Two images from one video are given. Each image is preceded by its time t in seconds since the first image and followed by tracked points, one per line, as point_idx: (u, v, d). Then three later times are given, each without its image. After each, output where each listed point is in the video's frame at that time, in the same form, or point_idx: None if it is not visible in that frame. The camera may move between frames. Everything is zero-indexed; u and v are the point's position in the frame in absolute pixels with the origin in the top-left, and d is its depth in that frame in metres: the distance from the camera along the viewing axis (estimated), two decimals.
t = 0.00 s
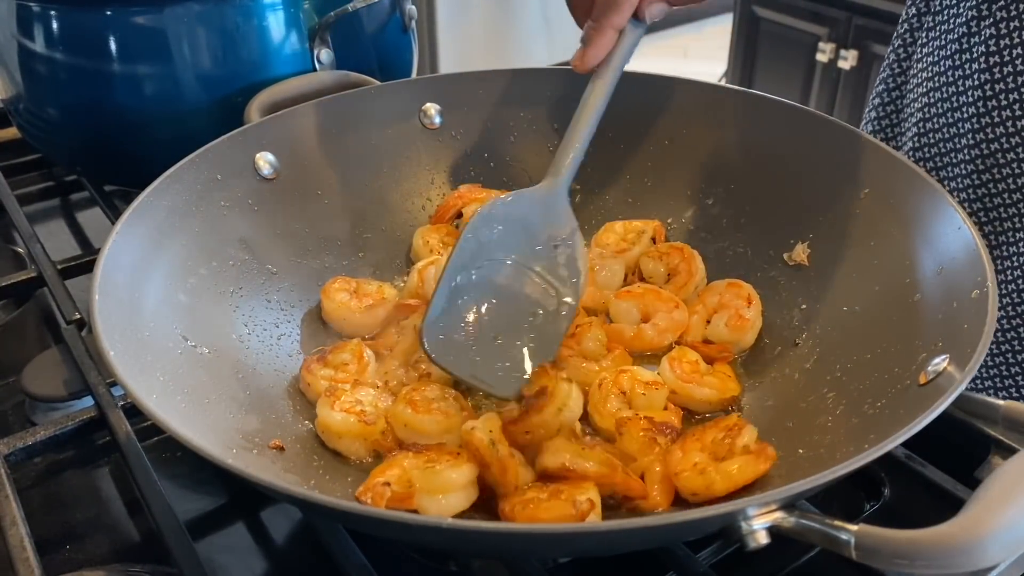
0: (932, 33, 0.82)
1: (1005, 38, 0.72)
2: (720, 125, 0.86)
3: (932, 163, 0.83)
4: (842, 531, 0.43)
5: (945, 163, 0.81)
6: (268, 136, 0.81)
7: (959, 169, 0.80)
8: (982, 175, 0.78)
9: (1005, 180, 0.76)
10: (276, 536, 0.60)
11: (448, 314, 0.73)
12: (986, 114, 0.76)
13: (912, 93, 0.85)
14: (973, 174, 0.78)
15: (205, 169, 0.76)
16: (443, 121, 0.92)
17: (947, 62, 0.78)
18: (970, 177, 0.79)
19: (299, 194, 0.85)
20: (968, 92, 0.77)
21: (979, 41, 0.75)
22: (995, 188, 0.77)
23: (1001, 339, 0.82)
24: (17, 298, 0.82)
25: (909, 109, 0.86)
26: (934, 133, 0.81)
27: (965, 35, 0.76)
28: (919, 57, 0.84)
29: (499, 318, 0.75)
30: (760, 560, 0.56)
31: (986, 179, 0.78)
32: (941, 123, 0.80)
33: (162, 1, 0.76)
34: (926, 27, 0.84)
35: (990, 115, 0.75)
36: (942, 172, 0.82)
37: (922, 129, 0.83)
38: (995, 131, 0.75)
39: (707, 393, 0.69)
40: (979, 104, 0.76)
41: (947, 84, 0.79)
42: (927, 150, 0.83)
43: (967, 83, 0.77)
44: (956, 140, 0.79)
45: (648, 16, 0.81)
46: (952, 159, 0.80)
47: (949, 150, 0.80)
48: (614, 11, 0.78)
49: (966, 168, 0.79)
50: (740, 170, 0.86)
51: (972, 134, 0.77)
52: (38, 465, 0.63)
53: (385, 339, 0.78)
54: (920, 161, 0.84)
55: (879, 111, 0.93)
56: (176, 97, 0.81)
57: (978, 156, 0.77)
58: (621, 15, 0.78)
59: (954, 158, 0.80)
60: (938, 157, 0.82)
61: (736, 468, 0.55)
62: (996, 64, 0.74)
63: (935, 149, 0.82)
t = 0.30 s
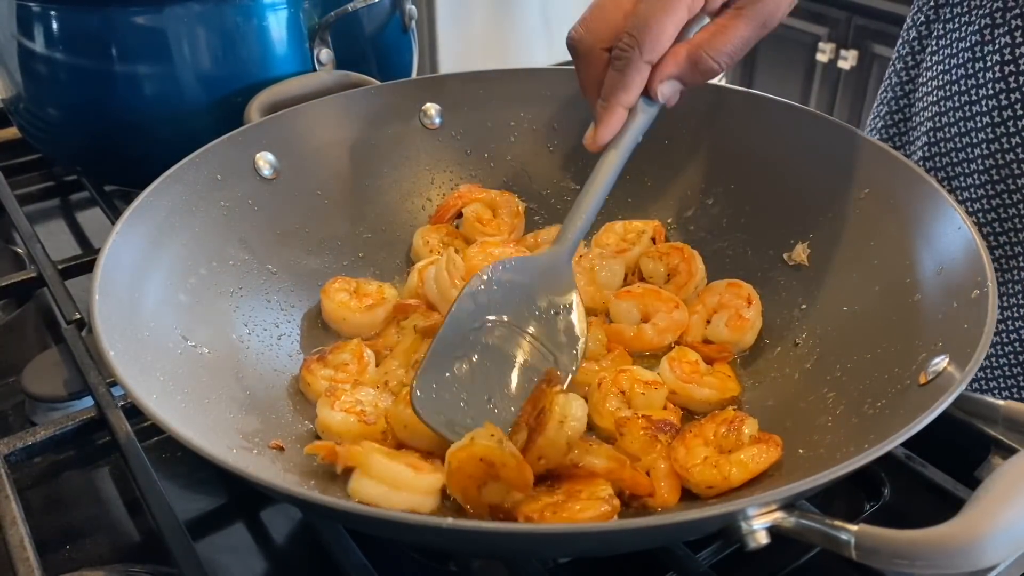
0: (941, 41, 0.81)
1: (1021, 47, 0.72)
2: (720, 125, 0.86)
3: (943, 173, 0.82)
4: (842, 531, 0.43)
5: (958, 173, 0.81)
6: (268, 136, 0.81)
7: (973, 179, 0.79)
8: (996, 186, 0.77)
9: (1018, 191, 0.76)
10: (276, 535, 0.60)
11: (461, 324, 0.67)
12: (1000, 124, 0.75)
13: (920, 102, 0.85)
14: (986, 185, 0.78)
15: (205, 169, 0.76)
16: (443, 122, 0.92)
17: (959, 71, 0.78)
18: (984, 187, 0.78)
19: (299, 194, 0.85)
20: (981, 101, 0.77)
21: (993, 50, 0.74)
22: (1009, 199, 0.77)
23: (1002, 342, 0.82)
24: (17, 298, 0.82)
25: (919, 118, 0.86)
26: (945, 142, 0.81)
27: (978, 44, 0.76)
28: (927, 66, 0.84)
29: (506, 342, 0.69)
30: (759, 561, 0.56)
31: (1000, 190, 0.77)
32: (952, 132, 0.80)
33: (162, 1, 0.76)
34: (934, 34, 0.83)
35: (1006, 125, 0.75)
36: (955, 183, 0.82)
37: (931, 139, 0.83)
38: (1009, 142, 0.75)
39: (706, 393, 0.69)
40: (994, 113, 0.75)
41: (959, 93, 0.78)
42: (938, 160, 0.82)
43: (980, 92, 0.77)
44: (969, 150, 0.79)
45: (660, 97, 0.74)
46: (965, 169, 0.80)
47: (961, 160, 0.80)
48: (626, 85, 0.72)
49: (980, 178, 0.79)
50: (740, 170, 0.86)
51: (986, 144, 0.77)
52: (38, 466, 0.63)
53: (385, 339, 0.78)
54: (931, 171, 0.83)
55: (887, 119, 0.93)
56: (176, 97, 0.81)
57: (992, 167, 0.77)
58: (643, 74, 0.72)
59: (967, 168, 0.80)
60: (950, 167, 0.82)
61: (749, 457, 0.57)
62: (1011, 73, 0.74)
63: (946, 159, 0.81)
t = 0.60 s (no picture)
0: (939, 40, 0.81)
1: (1012, 45, 0.73)
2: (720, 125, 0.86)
3: (937, 171, 0.83)
4: (842, 531, 0.43)
5: (950, 171, 0.81)
6: (267, 136, 0.81)
7: (964, 177, 0.80)
8: (988, 183, 0.78)
9: (1008, 190, 0.76)
10: (276, 535, 0.60)
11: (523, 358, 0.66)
12: (992, 122, 0.76)
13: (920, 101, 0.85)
14: (978, 182, 0.79)
15: (205, 169, 0.76)
16: (443, 122, 0.92)
17: (954, 70, 0.78)
18: (976, 185, 0.79)
19: (299, 195, 0.85)
20: (973, 100, 0.77)
21: (986, 49, 0.75)
22: (999, 197, 0.77)
23: (1002, 341, 0.82)
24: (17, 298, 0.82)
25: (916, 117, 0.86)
26: (939, 141, 0.81)
27: (972, 43, 0.76)
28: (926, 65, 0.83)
29: (579, 350, 0.66)
30: (759, 561, 0.56)
31: (991, 188, 0.78)
32: (946, 131, 0.80)
33: (162, 2, 0.76)
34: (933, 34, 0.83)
35: (996, 123, 0.75)
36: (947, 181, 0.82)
37: (927, 137, 0.83)
38: (1000, 140, 0.75)
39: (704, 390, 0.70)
40: (984, 112, 0.76)
41: (952, 92, 0.79)
42: (933, 158, 0.83)
43: (972, 90, 0.77)
44: (961, 148, 0.79)
45: (732, 140, 0.70)
46: (956, 167, 0.80)
47: (955, 158, 0.80)
48: (697, 131, 0.69)
49: (971, 176, 0.79)
50: (740, 171, 0.85)
51: (977, 143, 0.77)
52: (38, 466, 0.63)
53: (385, 339, 0.79)
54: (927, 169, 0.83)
55: (886, 118, 0.93)
56: (177, 97, 0.81)
57: (983, 165, 0.78)
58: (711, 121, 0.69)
59: (959, 166, 0.80)
60: (944, 165, 0.82)
61: (772, 414, 0.63)
62: (1002, 72, 0.74)
63: (940, 157, 0.82)
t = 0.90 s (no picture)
0: (935, 40, 0.82)
1: (1009, 45, 0.73)
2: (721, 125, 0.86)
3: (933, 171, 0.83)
4: (842, 531, 0.43)
5: (946, 171, 0.81)
6: (267, 136, 0.82)
7: (961, 177, 0.80)
8: (984, 184, 0.78)
9: (1005, 190, 0.76)
10: (276, 535, 0.60)
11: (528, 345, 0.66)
12: (988, 123, 0.76)
13: (914, 100, 0.85)
14: (974, 183, 0.79)
15: (205, 169, 0.76)
16: (443, 121, 0.92)
17: (950, 69, 0.79)
18: (972, 185, 0.79)
19: (299, 195, 0.85)
20: (970, 100, 0.77)
21: (983, 48, 0.75)
22: (997, 198, 0.77)
23: (1001, 342, 0.82)
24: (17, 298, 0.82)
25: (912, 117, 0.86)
26: (936, 141, 0.81)
27: (969, 42, 0.76)
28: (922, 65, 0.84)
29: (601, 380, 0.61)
30: (759, 561, 0.56)
31: (987, 189, 0.78)
32: (942, 130, 0.80)
33: (162, 1, 0.76)
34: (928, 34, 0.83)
35: (993, 123, 0.75)
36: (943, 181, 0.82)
37: (923, 137, 0.83)
38: (997, 140, 0.76)
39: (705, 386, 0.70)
40: (982, 112, 0.76)
41: (949, 92, 0.79)
42: (928, 158, 0.83)
43: (969, 90, 0.77)
44: (957, 148, 0.79)
45: (710, 160, 0.69)
46: (953, 167, 0.81)
47: (951, 158, 0.80)
48: (661, 159, 0.69)
49: (968, 176, 0.79)
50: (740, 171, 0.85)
51: (974, 143, 0.78)
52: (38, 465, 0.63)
53: (385, 339, 0.78)
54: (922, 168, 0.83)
55: (881, 118, 0.93)
56: (177, 97, 0.81)
57: (980, 165, 0.78)
58: (673, 143, 0.69)
59: (955, 166, 0.80)
60: (940, 165, 0.82)
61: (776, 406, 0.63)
62: (999, 72, 0.74)
63: (936, 157, 0.82)
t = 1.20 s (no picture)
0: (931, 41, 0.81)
1: (1012, 44, 0.72)
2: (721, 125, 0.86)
3: (936, 170, 0.83)
4: (842, 531, 0.43)
5: (951, 171, 0.81)
6: (268, 136, 0.81)
7: (966, 177, 0.80)
8: (991, 183, 0.77)
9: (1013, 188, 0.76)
10: (276, 535, 0.60)
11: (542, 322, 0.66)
12: (994, 122, 0.75)
13: (912, 101, 0.85)
14: (980, 183, 0.78)
15: (205, 169, 0.76)
16: (443, 121, 0.92)
17: (950, 70, 0.78)
18: (978, 185, 0.78)
19: (299, 195, 0.85)
20: (973, 100, 0.76)
21: (985, 48, 0.74)
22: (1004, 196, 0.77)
23: (1002, 341, 0.81)
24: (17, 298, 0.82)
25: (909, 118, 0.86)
26: (938, 141, 0.81)
27: (969, 42, 0.75)
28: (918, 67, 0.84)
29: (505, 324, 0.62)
30: (759, 561, 0.56)
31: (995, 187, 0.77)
32: (944, 131, 0.80)
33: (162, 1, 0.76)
34: (922, 35, 0.83)
35: (999, 122, 0.75)
36: (948, 181, 0.82)
37: (923, 138, 0.83)
38: (1003, 139, 0.75)
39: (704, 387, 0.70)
40: (986, 112, 0.75)
41: (950, 92, 0.78)
42: (931, 159, 0.83)
43: (972, 90, 0.76)
44: (962, 148, 0.79)
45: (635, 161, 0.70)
46: (957, 167, 0.80)
47: (954, 159, 0.80)
48: (574, 156, 0.74)
49: (974, 176, 0.79)
50: (740, 171, 0.85)
51: (979, 142, 0.77)
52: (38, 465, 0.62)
53: (385, 339, 0.78)
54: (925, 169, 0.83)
55: (875, 121, 0.93)
56: (177, 97, 0.81)
57: (986, 164, 0.77)
58: (583, 141, 0.75)
59: (959, 166, 0.80)
60: (944, 165, 0.82)
61: (777, 407, 0.63)
62: (1003, 71, 0.73)
63: (939, 157, 0.82)
